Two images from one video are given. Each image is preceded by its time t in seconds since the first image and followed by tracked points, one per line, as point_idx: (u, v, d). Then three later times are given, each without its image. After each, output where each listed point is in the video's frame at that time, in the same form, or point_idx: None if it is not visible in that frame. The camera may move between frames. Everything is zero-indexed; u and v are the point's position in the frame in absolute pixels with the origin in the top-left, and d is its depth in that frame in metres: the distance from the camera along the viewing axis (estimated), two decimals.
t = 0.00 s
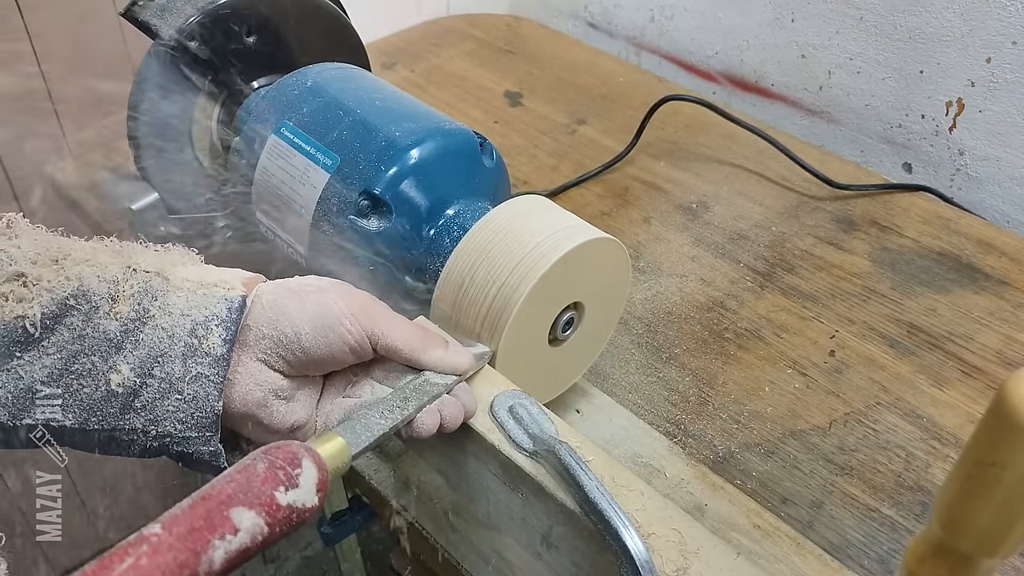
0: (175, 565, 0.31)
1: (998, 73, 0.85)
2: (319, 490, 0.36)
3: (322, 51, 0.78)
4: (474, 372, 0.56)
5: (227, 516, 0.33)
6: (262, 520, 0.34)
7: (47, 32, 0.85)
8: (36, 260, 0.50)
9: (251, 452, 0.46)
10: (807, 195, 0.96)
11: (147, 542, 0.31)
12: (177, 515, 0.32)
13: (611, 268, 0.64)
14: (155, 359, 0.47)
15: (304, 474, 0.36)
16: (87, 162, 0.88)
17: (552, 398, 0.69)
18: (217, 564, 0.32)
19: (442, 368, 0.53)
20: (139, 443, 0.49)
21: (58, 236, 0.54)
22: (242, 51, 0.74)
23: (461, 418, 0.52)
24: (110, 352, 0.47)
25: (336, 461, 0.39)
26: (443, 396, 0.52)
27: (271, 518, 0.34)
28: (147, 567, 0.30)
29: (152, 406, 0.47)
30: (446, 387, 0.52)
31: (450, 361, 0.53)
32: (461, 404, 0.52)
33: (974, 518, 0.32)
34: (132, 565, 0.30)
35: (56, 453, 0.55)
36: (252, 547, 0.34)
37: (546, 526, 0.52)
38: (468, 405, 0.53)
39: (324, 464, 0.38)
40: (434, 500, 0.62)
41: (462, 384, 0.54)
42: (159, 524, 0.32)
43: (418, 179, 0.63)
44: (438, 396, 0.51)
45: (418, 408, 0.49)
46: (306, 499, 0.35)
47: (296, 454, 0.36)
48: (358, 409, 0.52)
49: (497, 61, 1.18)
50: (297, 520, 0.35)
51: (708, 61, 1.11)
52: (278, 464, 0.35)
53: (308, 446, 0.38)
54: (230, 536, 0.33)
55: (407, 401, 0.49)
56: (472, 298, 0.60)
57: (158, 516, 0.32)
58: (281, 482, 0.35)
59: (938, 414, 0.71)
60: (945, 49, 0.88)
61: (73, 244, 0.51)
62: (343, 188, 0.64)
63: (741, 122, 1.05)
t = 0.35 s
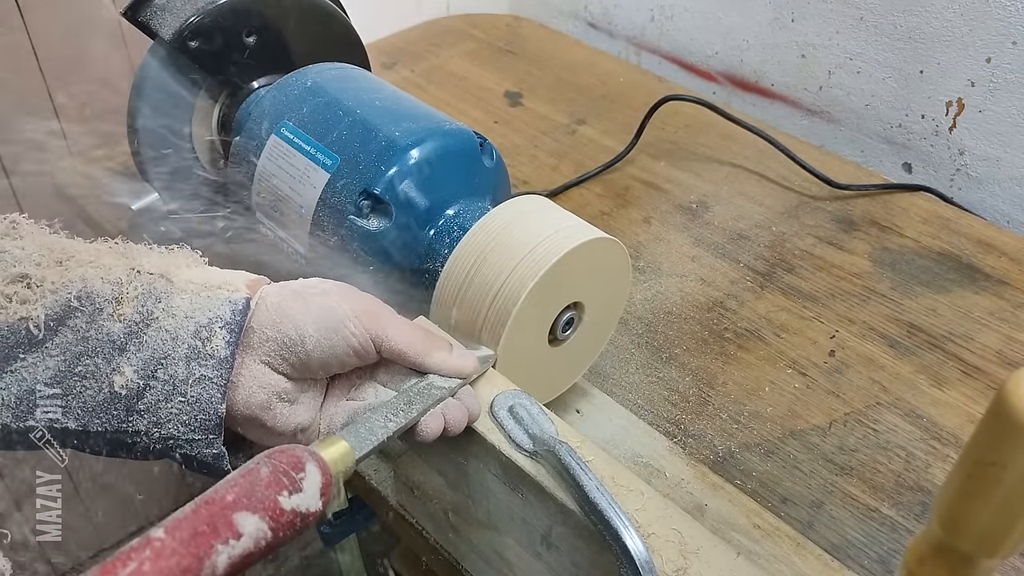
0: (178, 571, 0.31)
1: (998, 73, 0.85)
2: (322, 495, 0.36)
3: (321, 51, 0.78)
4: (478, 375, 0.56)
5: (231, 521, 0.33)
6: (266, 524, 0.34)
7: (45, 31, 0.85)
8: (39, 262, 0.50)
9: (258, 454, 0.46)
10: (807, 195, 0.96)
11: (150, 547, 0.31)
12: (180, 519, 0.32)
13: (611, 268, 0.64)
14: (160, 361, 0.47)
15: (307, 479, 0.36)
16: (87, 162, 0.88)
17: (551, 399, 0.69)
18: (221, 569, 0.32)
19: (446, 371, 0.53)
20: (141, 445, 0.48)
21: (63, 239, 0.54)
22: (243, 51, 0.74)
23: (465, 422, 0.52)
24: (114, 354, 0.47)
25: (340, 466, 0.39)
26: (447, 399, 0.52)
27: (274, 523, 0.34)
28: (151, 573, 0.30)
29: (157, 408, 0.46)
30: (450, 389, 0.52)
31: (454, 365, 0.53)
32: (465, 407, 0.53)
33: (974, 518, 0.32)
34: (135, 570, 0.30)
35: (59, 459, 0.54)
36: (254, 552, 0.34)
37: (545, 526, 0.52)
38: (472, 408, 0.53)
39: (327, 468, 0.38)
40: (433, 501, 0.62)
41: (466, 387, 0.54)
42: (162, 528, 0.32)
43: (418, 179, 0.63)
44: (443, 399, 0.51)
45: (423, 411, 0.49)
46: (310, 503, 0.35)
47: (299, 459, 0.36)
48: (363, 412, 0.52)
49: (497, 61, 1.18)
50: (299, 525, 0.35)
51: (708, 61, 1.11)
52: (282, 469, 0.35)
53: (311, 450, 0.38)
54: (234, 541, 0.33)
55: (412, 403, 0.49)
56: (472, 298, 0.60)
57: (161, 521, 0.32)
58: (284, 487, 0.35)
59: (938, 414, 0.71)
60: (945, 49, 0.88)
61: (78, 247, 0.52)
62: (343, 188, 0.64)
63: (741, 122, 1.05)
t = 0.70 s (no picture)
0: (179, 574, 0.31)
1: (998, 73, 0.85)
2: (324, 497, 0.36)
3: (322, 52, 0.78)
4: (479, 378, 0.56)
5: (232, 524, 0.33)
6: (267, 528, 0.34)
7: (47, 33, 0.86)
8: (40, 262, 0.49)
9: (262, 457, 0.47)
10: (807, 195, 0.96)
11: (151, 551, 0.30)
12: (181, 523, 0.32)
13: (611, 268, 0.64)
14: (162, 363, 0.46)
15: (309, 482, 0.36)
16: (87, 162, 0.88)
17: (551, 399, 0.69)
18: (222, 572, 0.32)
19: (448, 373, 0.53)
20: (142, 446, 0.48)
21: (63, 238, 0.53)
22: (243, 51, 0.74)
23: (467, 424, 0.52)
24: (116, 356, 0.46)
25: (342, 469, 0.40)
26: (450, 402, 0.52)
27: (276, 526, 0.34)
28: None
29: (158, 410, 0.46)
30: (454, 393, 0.52)
31: (457, 368, 0.54)
32: (469, 411, 0.53)
33: (974, 518, 0.32)
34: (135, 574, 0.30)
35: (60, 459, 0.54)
36: (255, 555, 0.34)
37: (546, 526, 0.52)
38: (475, 411, 0.53)
39: (330, 471, 0.38)
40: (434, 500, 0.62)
41: (468, 390, 0.54)
42: (163, 532, 0.32)
43: (418, 179, 0.63)
44: (446, 402, 0.51)
45: (426, 414, 0.49)
46: (312, 506, 0.35)
47: (302, 461, 0.36)
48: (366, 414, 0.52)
49: (497, 61, 1.18)
50: (301, 527, 0.35)
51: (708, 61, 1.11)
52: (284, 472, 0.35)
53: (313, 452, 0.38)
54: (235, 545, 0.33)
55: (415, 406, 0.49)
56: (473, 298, 0.60)
57: (162, 524, 0.32)
58: (286, 490, 0.35)
59: (938, 414, 0.71)
60: (945, 49, 0.88)
61: (80, 246, 0.51)
62: (343, 188, 0.64)
63: (741, 122, 1.05)
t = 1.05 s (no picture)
0: None
1: (998, 74, 0.85)
2: (291, 514, 0.34)
3: (321, 51, 0.79)
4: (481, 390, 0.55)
5: (187, 538, 0.31)
6: (227, 541, 0.32)
7: (47, 30, 0.84)
8: (36, 261, 0.49)
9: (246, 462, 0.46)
10: (807, 195, 0.96)
11: (97, 562, 0.28)
12: (132, 535, 0.30)
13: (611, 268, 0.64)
14: (150, 367, 0.47)
15: (276, 495, 0.34)
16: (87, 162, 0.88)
17: (552, 398, 0.69)
18: None
19: (446, 387, 0.51)
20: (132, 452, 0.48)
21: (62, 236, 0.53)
22: (243, 51, 0.74)
23: (460, 439, 0.51)
24: (106, 358, 0.47)
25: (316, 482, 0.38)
26: (446, 415, 0.51)
27: (237, 540, 0.32)
28: None
29: (145, 414, 0.47)
30: (446, 407, 0.50)
31: (454, 381, 0.52)
32: (464, 425, 0.51)
33: (973, 518, 0.32)
34: None
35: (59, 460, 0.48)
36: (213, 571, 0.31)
37: (546, 526, 0.52)
38: (472, 425, 0.52)
39: (302, 485, 0.36)
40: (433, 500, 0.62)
41: (467, 403, 0.53)
42: (113, 544, 0.29)
43: (418, 179, 0.63)
44: (439, 415, 0.50)
45: (417, 426, 0.48)
46: (277, 521, 0.33)
47: (269, 474, 0.34)
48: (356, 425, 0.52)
49: (498, 62, 1.18)
50: (265, 543, 0.33)
51: (708, 62, 1.11)
52: (249, 485, 0.34)
53: (283, 467, 0.36)
54: (187, 559, 0.30)
55: (406, 419, 0.48)
56: (472, 299, 0.60)
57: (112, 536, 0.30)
58: (250, 502, 0.33)
59: (938, 414, 0.71)
60: (946, 49, 0.88)
61: (78, 246, 0.51)
62: (343, 188, 0.64)
63: (741, 122, 1.04)
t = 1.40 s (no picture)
0: None
1: (999, 74, 0.85)
2: (146, 445, 0.34)
3: (321, 51, 0.79)
4: (444, 380, 0.56)
5: (27, 440, 0.31)
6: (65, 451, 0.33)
7: (47, 31, 0.83)
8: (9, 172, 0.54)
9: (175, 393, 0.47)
10: (807, 195, 0.96)
11: None
12: None
13: (611, 267, 0.64)
14: (99, 291, 0.55)
15: (132, 425, 0.34)
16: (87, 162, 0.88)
17: (551, 398, 0.69)
18: None
19: (380, 367, 0.52)
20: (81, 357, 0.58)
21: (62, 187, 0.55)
22: (243, 51, 0.74)
23: (395, 418, 0.53)
24: (61, 277, 0.55)
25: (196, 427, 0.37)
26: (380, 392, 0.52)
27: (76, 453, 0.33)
28: None
29: (93, 330, 0.56)
30: (373, 388, 0.51)
31: (390, 363, 0.52)
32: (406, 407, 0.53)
33: (973, 518, 0.32)
34: None
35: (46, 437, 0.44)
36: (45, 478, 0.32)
37: (546, 526, 0.52)
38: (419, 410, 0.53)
39: (171, 420, 0.36)
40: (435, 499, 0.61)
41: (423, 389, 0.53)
42: None
43: (418, 179, 0.63)
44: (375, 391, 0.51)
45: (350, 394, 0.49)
46: (126, 447, 0.34)
47: (132, 404, 0.35)
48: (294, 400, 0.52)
49: (498, 62, 1.18)
50: (110, 464, 0.34)
51: (708, 61, 1.11)
52: (110, 411, 0.34)
53: (160, 403, 0.36)
54: (20, 459, 0.31)
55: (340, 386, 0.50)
56: (472, 298, 0.61)
57: None
58: (102, 423, 0.34)
59: (938, 414, 0.71)
60: (945, 49, 0.88)
61: (49, 154, 0.56)
62: (343, 187, 0.64)
63: (740, 122, 1.04)
